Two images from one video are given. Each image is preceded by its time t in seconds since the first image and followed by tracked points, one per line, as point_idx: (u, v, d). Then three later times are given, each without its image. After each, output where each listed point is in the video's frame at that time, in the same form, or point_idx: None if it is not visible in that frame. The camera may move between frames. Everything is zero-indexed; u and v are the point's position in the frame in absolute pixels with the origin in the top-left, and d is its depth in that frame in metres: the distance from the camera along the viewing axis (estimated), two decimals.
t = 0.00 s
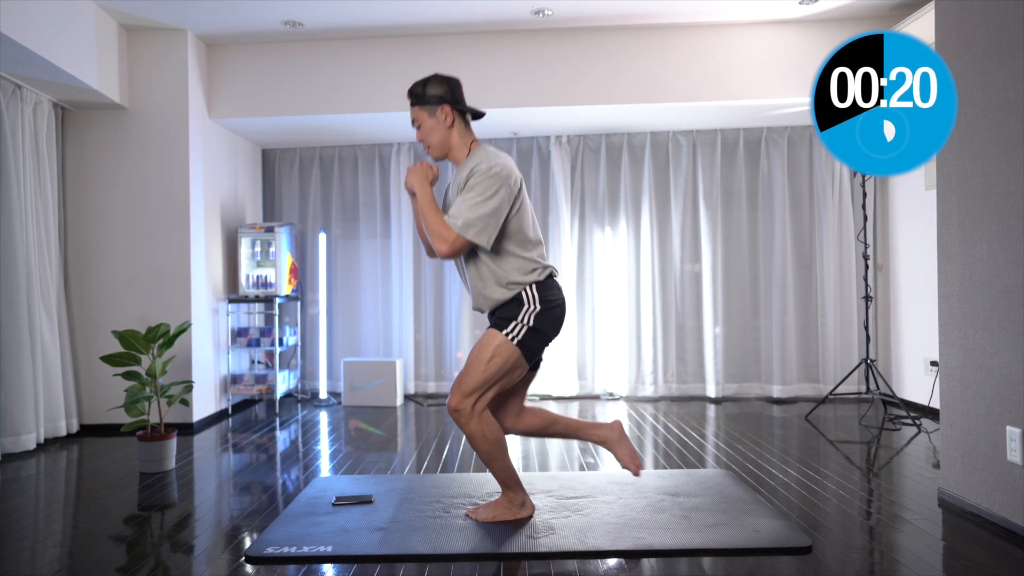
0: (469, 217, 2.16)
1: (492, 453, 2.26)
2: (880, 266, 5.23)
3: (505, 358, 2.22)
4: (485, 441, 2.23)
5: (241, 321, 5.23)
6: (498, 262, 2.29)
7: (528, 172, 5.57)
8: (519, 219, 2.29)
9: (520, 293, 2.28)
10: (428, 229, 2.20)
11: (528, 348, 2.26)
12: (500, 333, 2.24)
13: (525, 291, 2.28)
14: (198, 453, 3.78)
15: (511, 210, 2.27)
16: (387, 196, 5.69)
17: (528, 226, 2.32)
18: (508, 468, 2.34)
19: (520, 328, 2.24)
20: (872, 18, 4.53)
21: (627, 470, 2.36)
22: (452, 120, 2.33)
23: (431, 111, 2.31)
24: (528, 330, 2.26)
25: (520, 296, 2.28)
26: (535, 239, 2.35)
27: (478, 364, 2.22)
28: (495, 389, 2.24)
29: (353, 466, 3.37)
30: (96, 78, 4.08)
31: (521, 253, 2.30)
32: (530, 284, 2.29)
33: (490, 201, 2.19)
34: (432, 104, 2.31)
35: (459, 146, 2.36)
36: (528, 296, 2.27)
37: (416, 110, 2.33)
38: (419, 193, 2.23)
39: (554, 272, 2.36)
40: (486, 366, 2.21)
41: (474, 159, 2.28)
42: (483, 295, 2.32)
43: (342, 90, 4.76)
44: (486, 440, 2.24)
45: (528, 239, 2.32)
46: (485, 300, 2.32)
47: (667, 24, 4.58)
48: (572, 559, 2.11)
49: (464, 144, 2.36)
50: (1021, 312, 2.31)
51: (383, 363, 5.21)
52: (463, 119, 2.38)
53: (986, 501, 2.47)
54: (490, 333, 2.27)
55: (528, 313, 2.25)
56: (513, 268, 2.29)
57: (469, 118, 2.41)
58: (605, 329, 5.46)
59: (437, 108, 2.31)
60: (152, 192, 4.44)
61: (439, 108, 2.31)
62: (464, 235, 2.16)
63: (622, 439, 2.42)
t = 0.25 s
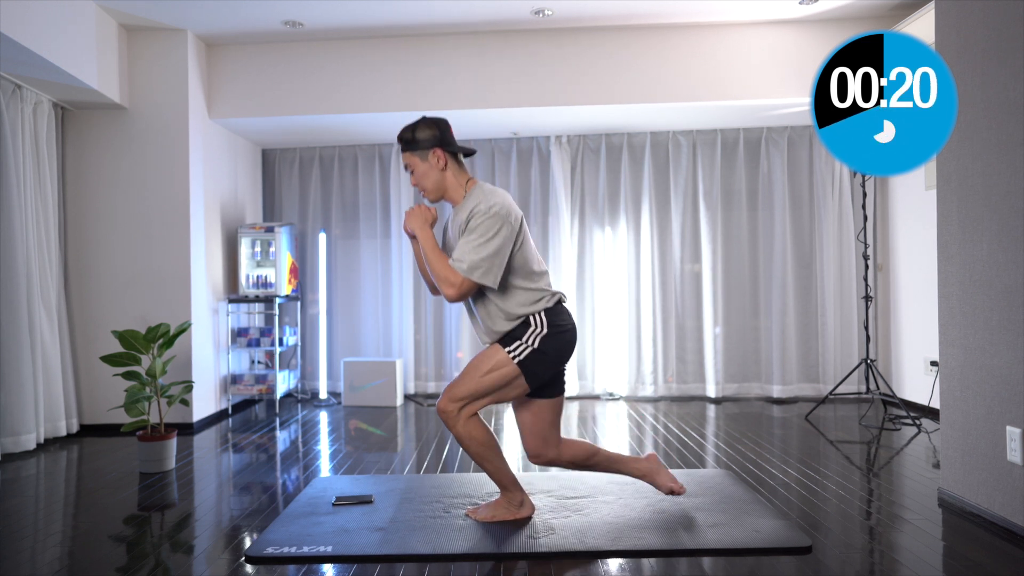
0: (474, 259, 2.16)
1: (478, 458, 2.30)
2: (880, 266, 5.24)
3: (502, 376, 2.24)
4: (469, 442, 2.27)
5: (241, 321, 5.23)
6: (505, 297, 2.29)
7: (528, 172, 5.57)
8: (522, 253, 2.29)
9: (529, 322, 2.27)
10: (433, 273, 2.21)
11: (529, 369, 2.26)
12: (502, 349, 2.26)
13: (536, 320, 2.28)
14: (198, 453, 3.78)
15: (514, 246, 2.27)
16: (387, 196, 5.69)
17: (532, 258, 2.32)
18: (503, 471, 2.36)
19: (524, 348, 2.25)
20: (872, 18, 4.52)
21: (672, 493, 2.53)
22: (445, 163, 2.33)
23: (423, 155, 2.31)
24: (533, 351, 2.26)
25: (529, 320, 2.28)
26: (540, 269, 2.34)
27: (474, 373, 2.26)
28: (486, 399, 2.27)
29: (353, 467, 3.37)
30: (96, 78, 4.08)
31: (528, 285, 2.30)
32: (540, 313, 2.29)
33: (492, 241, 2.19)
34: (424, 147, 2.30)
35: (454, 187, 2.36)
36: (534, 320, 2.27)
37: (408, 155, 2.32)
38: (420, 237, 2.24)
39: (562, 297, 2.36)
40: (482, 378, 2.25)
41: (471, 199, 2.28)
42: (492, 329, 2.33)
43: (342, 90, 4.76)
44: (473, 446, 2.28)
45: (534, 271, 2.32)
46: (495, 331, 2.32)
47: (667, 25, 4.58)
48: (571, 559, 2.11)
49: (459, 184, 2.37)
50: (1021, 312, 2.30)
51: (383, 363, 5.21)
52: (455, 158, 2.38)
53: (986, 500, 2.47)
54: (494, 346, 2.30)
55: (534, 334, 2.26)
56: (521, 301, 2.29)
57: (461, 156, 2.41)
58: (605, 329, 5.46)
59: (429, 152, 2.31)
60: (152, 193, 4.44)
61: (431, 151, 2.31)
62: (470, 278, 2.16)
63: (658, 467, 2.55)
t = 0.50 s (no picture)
0: (493, 285, 2.18)
1: (475, 459, 2.30)
2: (880, 266, 5.24)
3: (508, 390, 2.25)
4: (466, 444, 2.27)
5: (241, 321, 5.23)
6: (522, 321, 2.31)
7: (528, 172, 5.57)
8: (541, 279, 2.30)
9: (544, 344, 2.29)
10: (453, 298, 2.23)
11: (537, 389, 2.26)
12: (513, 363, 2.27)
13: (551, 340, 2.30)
14: (198, 453, 3.77)
15: (533, 271, 2.29)
16: (387, 196, 5.69)
17: (551, 284, 2.33)
18: (503, 471, 2.35)
19: (535, 367, 2.26)
20: (872, 18, 4.52)
21: (682, 502, 2.55)
22: (464, 190, 2.35)
23: (442, 182, 2.34)
24: (544, 372, 2.27)
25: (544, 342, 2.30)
26: (558, 294, 2.36)
27: (478, 381, 2.26)
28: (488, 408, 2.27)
29: (353, 467, 3.36)
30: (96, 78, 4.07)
31: (545, 310, 2.32)
32: (554, 338, 2.31)
33: (511, 268, 2.20)
34: (443, 175, 2.32)
35: (473, 213, 2.38)
36: (549, 343, 2.29)
37: (427, 183, 2.35)
38: (440, 263, 2.27)
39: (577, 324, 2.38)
40: (486, 388, 2.25)
41: (491, 226, 2.30)
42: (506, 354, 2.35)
43: (342, 90, 4.76)
44: (470, 448, 2.28)
45: (551, 296, 2.33)
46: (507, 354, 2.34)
47: (667, 25, 4.58)
48: (571, 559, 2.11)
49: (478, 211, 2.39)
50: (1021, 312, 2.30)
51: (383, 364, 5.21)
52: (474, 186, 2.40)
53: (986, 501, 2.47)
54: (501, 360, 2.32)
55: (547, 354, 2.27)
56: (538, 326, 2.30)
57: (480, 183, 2.42)
58: (605, 329, 5.46)
59: (448, 179, 2.33)
60: (152, 192, 4.44)
61: (450, 179, 2.33)
62: (489, 304, 2.18)
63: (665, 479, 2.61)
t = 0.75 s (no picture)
0: (521, 292, 2.21)
1: (474, 456, 2.31)
2: (880, 266, 5.24)
3: (511, 396, 2.27)
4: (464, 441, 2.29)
5: (241, 321, 5.23)
6: (540, 331, 2.34)
7: (528, 172, 5.57)
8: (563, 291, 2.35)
9: (553, 358, 2.33)
10: (479, 301, 2.26)
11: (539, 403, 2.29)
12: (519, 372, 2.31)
13: (559, 356, 2.34)
14: (198, 453, 3.77)
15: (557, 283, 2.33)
16: (387, 196, 5.69)
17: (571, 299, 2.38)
18: (502, 468, 2.35)
19: (542, 380, 2.29)
20: (872, 18, 4.52)
21: (683, 503, 2.54)
22: (496, 198, 2.40)
23: (475, 189, 2.38)
24: (549, 386, 2.30)
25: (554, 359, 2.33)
26: (575, 311, 2.41)
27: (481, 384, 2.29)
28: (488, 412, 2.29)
29: (353, 467, 3.37)
30: (95, 78, 4.07)
31: (564, 324, 2.36)
32: (565, 353, 2.34)
33: (540, 276, 2.24)
34: (477, 182, 2.37)
35: (503, 222, 2.43)
36: (558, 358, 2.33)
37: (459, 188, 2.39)
38: (469, 266, 2.32)
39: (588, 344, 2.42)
40: (490, 391, 2.27)
41: (520, 235, 2.34)
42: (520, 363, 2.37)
43: (342, 90, 4.76)
44: (470, 445, 2.29)
45: (571, 311, 2.38)
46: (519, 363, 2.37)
47: (667, 24, 4.58)
48: (571, 559, 2.11)
49: (508, 220, 2.44)
50: (1021, 311, 2.30)
51: (383, 364, 5.21)
52: (505, 196, 2.45)
53: (986, 500, 2.47)
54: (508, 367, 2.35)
55: (555, 369, 2.31)
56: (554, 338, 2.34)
57: (511, 193, 2.48)
58: (605, 329, 5.46)
59: (481, 186, 2.38)
60: (152, 192, 4.44)
61: (483, 186, 2.38)
62: (515, 310, 2.21)
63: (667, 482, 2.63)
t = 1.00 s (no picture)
0: (521, 289, 2.21)
1: (475, 454, 2.31)
2: (880, 266, 5.24)
3: (514, 395, 2.27)
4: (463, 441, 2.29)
5: (241, 321, 5.23)
6: (541, 330, 2.34)
7: (528, 172, 5.57)
8: (565, 290, 2.35)
9: (555, 357, 2.33)
10: (480, 298, 2.26)
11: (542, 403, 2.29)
12: (521, 372, 2.30)
13: (562, 354, 2.33)
14: (198, 453, 3.77)
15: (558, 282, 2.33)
16: (387, 196, 5.69)
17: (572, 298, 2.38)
18: (503, 467, 2.35)
19: (544, 379, 2.29)
20: (872, 18, 4.52)
21: (683, 503, 2.54)
22: (499, 197, 2.40)
23: (478, 188, 2.39)
24: (550, 385, 2.30)
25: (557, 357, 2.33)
26: (576, 310, 2.40)
27: (483, 382, 2.29)
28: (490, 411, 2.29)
29: (353, 467, 3.37)
30: (96, 78, 4.07)
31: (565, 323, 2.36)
32: (567, 352, 2.34)
33: (540, 274, 2.25)
34: (480, 181, 2.38)
35: (506, 221, 2.43)
36: (560, 356, 2.32)
37: (463, 186, 2.40)
38: (471, 264, 2.32)
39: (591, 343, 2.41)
40: (491, 389, 2.27)
41: (522, 234, 2.35)
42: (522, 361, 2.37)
43: (342, 90, 4.76)
44: (471, 444, 2.29)
45: (573, 310, 2.37)
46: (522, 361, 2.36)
47: (667, 24, 4.58)
48: (571, 559, 2.11)
49: (511, 219, 2.44)
50: (1021, 311, 2.30)
51: (383, 364, 5.21)
52: (510, 195, 2.45)
53: (986, 500, 2.47)
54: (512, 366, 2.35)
55: (557, 367, 2.31)
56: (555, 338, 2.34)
57: (516, 194, 2.48)
58: (605, 329, 5.47)
59: (484, 186, 2.39)
60: (152, 192, 4.44)
61: (486, 185, 2.39)
62: (516, 307, 2.21)
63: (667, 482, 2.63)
